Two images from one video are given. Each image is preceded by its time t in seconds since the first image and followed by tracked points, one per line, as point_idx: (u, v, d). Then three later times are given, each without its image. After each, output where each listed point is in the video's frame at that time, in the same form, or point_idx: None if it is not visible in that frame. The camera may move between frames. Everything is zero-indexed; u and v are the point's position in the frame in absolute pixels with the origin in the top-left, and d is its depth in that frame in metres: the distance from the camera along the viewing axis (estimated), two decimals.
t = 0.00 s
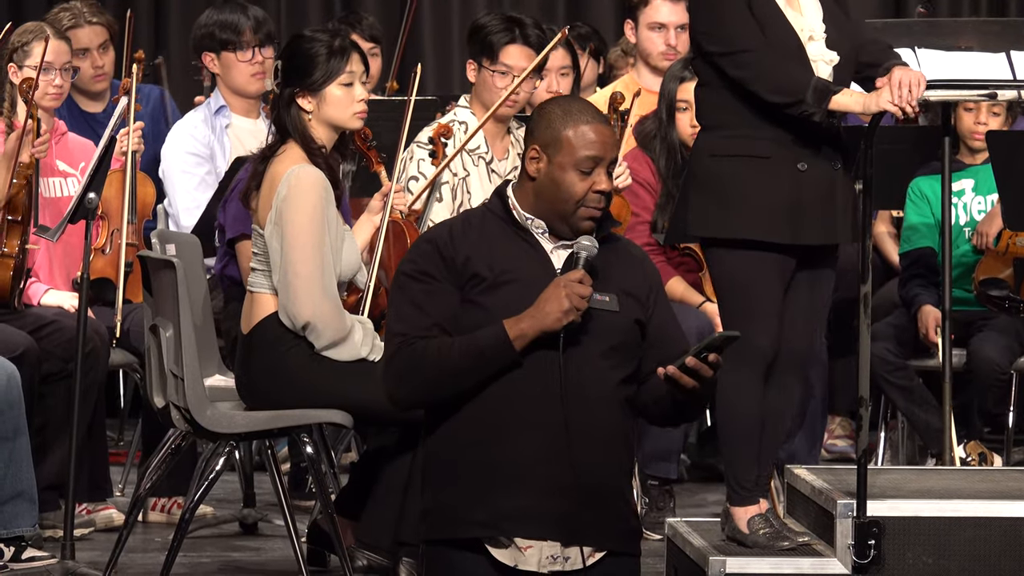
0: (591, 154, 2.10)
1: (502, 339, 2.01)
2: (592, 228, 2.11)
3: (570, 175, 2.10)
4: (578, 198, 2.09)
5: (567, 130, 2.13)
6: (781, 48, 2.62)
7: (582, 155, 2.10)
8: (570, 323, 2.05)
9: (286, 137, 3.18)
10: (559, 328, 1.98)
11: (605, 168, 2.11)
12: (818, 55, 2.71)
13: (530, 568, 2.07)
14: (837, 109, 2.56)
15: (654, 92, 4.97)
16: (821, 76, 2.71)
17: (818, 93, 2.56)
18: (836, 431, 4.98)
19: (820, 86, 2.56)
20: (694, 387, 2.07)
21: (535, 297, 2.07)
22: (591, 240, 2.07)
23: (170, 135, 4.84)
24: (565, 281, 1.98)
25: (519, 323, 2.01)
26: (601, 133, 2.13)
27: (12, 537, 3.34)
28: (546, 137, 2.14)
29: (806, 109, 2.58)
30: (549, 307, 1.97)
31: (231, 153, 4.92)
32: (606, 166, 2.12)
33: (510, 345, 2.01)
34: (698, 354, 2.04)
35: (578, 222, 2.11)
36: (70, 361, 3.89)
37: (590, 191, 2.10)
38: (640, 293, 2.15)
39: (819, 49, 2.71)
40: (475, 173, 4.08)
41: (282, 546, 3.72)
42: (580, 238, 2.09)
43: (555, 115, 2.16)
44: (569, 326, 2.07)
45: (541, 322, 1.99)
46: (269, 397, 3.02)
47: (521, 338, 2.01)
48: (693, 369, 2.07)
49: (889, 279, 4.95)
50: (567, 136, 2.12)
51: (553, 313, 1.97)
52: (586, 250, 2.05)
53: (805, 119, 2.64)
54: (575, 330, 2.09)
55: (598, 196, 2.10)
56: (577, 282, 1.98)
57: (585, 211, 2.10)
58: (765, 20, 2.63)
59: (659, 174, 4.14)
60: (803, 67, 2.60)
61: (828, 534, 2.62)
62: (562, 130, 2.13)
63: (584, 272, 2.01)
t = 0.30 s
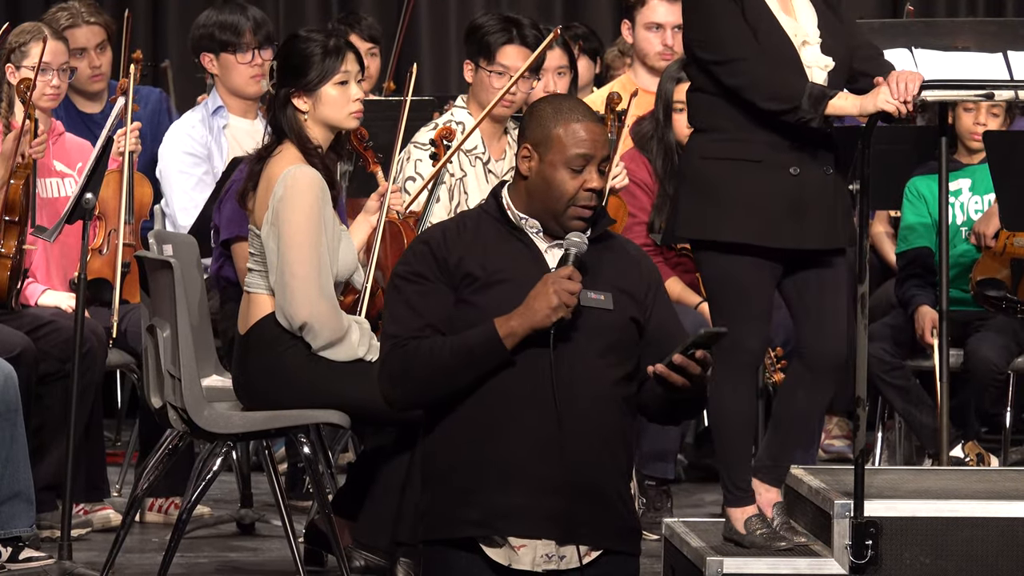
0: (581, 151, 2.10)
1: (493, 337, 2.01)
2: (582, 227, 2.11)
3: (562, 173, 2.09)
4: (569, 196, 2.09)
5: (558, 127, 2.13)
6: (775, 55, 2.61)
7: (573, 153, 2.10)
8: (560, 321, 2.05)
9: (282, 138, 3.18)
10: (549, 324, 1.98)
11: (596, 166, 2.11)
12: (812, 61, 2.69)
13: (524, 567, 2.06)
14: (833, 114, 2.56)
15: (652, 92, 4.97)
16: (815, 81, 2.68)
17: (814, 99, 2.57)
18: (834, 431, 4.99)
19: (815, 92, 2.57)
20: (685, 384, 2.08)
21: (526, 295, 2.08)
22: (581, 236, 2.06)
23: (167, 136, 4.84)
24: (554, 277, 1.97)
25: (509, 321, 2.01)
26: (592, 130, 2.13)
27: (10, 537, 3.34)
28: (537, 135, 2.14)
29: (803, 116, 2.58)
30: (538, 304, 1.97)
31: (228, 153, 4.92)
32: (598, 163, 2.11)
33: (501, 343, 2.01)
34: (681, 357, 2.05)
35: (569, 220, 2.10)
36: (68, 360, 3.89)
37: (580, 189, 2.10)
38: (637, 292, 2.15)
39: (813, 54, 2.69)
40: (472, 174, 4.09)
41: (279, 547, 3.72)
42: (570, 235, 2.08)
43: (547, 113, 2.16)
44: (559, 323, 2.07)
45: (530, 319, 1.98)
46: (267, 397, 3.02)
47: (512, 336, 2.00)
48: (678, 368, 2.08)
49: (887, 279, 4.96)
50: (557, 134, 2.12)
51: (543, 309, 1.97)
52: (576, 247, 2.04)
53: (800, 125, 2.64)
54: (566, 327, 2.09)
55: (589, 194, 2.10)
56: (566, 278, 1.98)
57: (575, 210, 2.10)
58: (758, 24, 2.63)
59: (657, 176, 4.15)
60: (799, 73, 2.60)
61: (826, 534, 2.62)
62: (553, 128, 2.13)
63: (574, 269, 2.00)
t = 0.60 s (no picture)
0: (580, 152, 2.10)
1: (489, 338, 2.01)
2: (580, 228, 2.11)
3: (560, 175, 2.09)
4: (567, 198, 2.09)
5: (558, 128, 2.13)
6: (773, 55, 2.61)
7: (572, 155, 2.10)
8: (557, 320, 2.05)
9: (283, 137, 3.18)
10: (544, 325, 1.98)
11: (595, 168, 2.11)
12: (812, 60, 2.69)
13: (518, 566, 2.06)
14: (834, 114, 2.56)
15: (652, 91, 4.97)
16: (814, 80, 2.69)
17: (814, 99, 2.57)
18: (834, 431, 4.99)
19: (815, 92, 2.57)
20: (677, 383, 2.07)
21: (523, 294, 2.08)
22: (578, 237, 2.06)
23: (167, 136, 4.84)
24: (549, 278, 1.97)
25: (505, 322, 2.00)
26: (592, 132, 2.12)
27: (10, 537, 3.34)
28: (538, 136, 2.14)
29: (804, 116, 2.58)
30: (533, 305, 1.97)
31: (229, 153, 4.92)
32: (596, 165, 2.11)
33: (498, 342, 2.01)
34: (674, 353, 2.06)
35: (566, 221, 2.10)
36: (69, 360, 3.89)
37: (579, 190, 2.09)
38: (639, 292, 2.15)
39: (813, 53, 2.70)
40: (472, 173, 4.09)
41: (280, 547, 3.72)
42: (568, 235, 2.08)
43: (547, 114, 2.16)
44: (556, 322, 2.07)
45: (525, 319, 1.98)
46: (268, 397, 3.02)
47: (508, 336, 2.00)
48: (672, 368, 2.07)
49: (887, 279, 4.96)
50: (557, 136, 2.12)
51: (537, 310, 1.97)
52: (573, 248, 2.04)
53: (801, 125, 2.64)
54: (561, 327, 2.09)
55: (587, 196, 2.09)
56: (562, 279, 1.97)
57: (572, 211, 2.10)
58: (757, 24, 2.64)
59: (658, 175, 4.13)
60: (799, 74, 2.60)
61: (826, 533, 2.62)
62: (553, 130, 2.13)
63: (571, 270, 1.99)
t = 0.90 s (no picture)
0: (581, 153, 2.10)
1: (489, 338, 2.01)
2: (582, 229, 2.11)
3: (562, 177, 2.09)
4: (569, 199, 2.09)
5: (561, 130, 2.13)
6: (774, 56, 2.61)
7: (574, 157, 2.10)
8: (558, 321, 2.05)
9: (284, 137, 3.18)
10: (544, 326, 1.98)
11: (597, 170, 2.11)
12: (813, 61, 2.68)
13: (517, 566, 2.06)
14: (835, 114, 2.56)
15: (653, 91, 4.96)
16: (816, 81, 2.68)
17: (816, 99, 2.57)
18: (835, 431, 4.99)
19: (817, 93, 2.56)
20: (678, 386, 2.08)
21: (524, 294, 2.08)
22: (580, 238, 2.04)
23: (168, 136, 4.84)
24: (549, 280, 1.97)
25: (505, 323, 2.01)
26: (594, 134, 2.12)
27: (11, 537, 3.34)
28: (540, 137, 2.14)
29: (806, 117, 2.58)
30: (533, 306, 1.97)
31: (230, 153, 4.92)
32: (598, 167, 2.11)
33: (497, 343, 2.01)
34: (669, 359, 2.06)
35: (568, 222, 2.10)
36: (69, 359, 3.90)
37: (581, 192, 2.09)
38: (641, 292, 2.15)
39: (814, 53, 2.69)
40: (473, 173, 4.09)
41: (281, 547, 3.72)
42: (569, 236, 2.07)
43: (550, 115, 2.16)
44: (557, 323, 2.07)
45: (525, 320, 1.98)
46: (268, 396, 3.02)
47: (508, 337, 2.00)
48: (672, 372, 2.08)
49: (888, 278, 4.96)
50: (559, 137, 2.12)
51: (537, 311, 1.97)
52: (574, 249, 2.03)
53: (802, 126, 2.64)
54: (561, 328, 2.09)
55: (589, 197, 2.10)
56: (562, 280, 1.97)
57: (574, 213, 2.10)
58: (759, 25, 2.64)
59: (659, 175, 4.14)
60: (800, 75, 2.60)
61: (827, 534, 2.62)
62: (555, 131, 2.13)
63: (572, 271, 1.99)
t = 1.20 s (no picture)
0: (573, 149, 2.10)
1: (488, 340, 2.01)
2: (580, 225, 2.11)
3: (556, 172, 2.09)
4: (564, 194, 2.09)
5: (554, 127, 2.13)
6: (774, 56, 2.61)
7: (566, 152, 2.10)
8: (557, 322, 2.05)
9: (283, 137, 3.18)
10: (544, 328, 1.98)
11: (590, 165, 2.11)
12: (812, 60, 2.68)
13: (517, 568, 2.06)
14: (833, 114, 2.55)
15: (653, 91, 4.96)
16: (815, 81, 2.68)
17: (814, 99, 2.56)
18: (835, 431, 5.00)
19: (815, 92, 2.56)
20: (662, 407, 2.07)
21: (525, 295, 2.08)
22: (580, 239, 2.05)
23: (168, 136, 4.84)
24: (549, 281, 1.97)
25: (505, 325, 2.01)
26: (587, 130, 2.12)
27: (10, 537, 3.34)
28: (534, 135, 2.14)
29: (804, 116, 2.57)
30: (533, 308, 1.97)
31: (230, 153, 4.92)
32: (592, 162, 2.11)
33: (497, 345, 2.01)
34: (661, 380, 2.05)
35: (565, 219, 2.11)
36: (69, 357, 3.90)
37: (575, 187, 2.09)
38: (640, 293, 2.15)
39: (813, 53, 2.69)
40: (473, 173, 4.09)
41: (280, 547, 3.72)
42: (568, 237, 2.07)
43: (543, 112, 2.16)
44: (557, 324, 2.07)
45: (526, 322, 1.98)
46: (269, 397, 3.02)
47: (508, 339, 2.00)
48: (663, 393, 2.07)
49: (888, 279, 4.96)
50: (552, 134, 2.12)
51: (537, 313, 1.97)
52: (574, 250, 2.04)
53: (802, 125, 2.64)
54: (562, 330, 2.09)
55: (583, 192, 2.10)
56: (562, 281, 1.97)
57: (570, 208, 2.10)
58: (759, 24, 2.64)
59: (658, 175, 4.14)
60: (800, 74, 2.60)
61: (826, 534, 2.62)
62: (548, 128, 2.13)
63: (571, 272, 1.99)
